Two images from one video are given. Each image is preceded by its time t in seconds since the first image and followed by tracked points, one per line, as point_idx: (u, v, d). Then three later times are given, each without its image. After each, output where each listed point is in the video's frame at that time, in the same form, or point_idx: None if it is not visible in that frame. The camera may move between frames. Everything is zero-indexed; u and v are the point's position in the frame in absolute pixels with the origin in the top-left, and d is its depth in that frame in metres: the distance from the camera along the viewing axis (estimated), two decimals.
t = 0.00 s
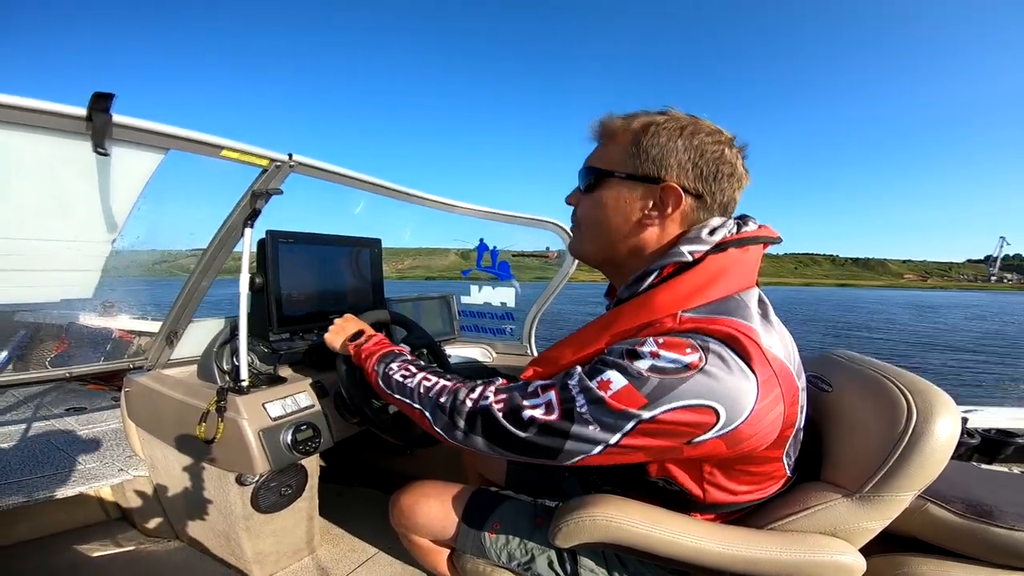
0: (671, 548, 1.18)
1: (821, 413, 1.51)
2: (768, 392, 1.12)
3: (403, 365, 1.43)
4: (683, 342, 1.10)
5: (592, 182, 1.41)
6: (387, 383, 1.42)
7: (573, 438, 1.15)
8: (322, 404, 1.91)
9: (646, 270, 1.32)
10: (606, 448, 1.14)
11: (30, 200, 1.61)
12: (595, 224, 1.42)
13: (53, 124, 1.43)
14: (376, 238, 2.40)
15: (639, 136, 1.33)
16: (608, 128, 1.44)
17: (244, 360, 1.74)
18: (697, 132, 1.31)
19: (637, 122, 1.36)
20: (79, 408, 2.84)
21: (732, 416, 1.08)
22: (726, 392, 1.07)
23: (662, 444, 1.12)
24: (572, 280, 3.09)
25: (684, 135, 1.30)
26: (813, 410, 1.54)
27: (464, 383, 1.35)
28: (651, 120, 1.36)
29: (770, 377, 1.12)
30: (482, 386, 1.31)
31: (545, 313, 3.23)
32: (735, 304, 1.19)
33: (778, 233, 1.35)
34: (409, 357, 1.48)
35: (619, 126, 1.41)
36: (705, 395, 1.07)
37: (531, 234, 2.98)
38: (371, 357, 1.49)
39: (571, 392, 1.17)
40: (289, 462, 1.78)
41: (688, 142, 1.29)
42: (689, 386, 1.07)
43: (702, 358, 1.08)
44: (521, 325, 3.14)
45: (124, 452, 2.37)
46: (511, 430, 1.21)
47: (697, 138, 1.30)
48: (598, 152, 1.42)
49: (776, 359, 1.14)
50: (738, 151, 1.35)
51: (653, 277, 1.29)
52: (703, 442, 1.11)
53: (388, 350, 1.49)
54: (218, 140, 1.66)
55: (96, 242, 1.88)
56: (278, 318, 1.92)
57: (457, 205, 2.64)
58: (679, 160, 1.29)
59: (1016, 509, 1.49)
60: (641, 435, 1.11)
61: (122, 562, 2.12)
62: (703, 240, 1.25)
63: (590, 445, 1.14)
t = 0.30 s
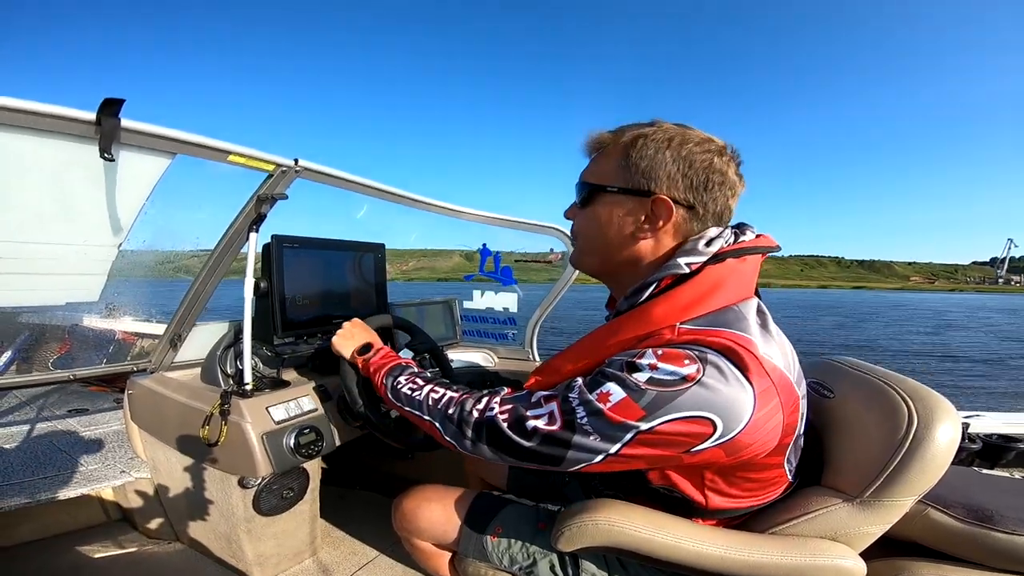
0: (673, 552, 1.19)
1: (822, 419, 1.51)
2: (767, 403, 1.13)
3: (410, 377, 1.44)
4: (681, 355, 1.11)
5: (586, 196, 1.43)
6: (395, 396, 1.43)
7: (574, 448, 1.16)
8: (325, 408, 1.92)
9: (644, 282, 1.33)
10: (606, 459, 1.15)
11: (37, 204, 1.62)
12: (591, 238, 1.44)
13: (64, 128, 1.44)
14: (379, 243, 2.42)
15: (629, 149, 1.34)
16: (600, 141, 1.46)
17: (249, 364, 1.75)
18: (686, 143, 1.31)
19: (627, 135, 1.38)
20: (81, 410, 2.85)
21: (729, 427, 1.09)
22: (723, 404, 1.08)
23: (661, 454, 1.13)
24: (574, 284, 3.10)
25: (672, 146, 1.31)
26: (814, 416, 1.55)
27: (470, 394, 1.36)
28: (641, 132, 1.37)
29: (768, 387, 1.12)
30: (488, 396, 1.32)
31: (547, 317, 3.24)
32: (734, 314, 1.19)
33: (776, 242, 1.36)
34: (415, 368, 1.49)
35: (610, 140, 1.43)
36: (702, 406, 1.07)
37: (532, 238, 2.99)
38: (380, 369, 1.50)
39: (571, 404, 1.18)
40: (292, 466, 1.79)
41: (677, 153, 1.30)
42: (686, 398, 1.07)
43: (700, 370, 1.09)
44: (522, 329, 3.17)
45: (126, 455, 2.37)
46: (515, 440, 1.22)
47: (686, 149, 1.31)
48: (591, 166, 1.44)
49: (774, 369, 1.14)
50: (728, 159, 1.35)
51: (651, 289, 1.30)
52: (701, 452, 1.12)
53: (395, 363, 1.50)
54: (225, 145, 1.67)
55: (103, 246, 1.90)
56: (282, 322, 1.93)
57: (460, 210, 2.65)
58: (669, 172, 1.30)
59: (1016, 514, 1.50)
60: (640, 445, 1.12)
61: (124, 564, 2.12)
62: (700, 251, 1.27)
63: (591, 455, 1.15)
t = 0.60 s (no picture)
0: (671, 554, 1.19)
1: (820, 420, 1.51)
2: (761, 402, 1.13)
3: (406, 375, 1.45)
4: (675, 354, 1.11)
5: (586, 199, 1.43)
6: (391, 394, 1.43)
7: (568, 445, 1.16)
8: (323, 411, 1.92)
9: (642, 284, 1.33)
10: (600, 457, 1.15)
11: (35, 206, 1.62)
12: (590, 241, 1.44)
13: (60, 132, 1.44)
14: (378, 246, 2.42)
15: (629, 152, 1.34)
16: (599, 144, 1.46)
17: (246, 367, 1.75)
18: (686, 146, 1.32)
19: (626, 138, 1.38)
20: (79, 412, 2.84)
21: (723, 426, 1.09)
22: (717, 403, 1.08)
23: (654, 453, 1.13)
24: (573, 285, 3.10)
25: (672, 149, 1.31)
26: (813, 418, 1.55)
27: (465, 391, 1.36)
28: (640, 135, 1.37)
29: (762, 387, 1.12)
30: (483, 394, 1.32)
31: (546, 318, 3.25)
32: (729, 314, 1.19)
33: (774, 244, 1.36)
34: (411, 366, 1.49)
35: (609, 142, 1.43)
36: (696, 405, 1.07)
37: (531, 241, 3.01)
38: (376, 369, 1.50)
39: (566, 401, 1.18)
40: (291, 468, 1.78)
41: (677, 156, 1.31)
42: (680, 397, 1.07)
43: (694, 368, 1.09)
44: (521, 332, 3.18)
45: (124, 457, 2.36)
46: (510, 438, 1.21)
47: (686, 152, 1.31)
48: (590, 169, 1.44)
49: (768, 370, 1.14)
50: (727, 163, 1.36)
51: (649, 291, 1.30)
52: (695, 451, 1.12)
53: (391, 362, 1.50)
54: (223, 147, 1.67)
55: (101, 249, 1.89)
56: (280, 323, 1.93)
57: (458, 212, 2.65)
58: (669, 175, 1.30)
59: (1014, 515, 1.50)
60: (633, 444, 1.12)
61: (122, 567, 2.12)
62: (698, 254, 1.27)
63: (585, 453, 1.15)
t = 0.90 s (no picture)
0: (670, 552, 1.19)
1: (818, 419, 1.52)
2: (755, 399, 1.13)
3: (404, 366, 1.45)
4: (671, 350, 1.11)
5: (594, 195, 1.40)
6: (390, 385, 1.43)
7: (563, 438, 1.16)
8: (323, 408, 1.92)
9: (642, 282, 1.33)
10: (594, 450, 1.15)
11: (34, 202, 1.62)
12: (598, 239, 1.41)
13: (59, 127, 1.44)
14: (377, 243, 2.42)
15: (643, 149, 1.34)
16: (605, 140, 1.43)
17: (245, 363, 1.75)
18: (697, 145, 1.33)
19: (637, 134, 1.37)
20: (77, 409, 2.83)
21: (717, 422, 1.09)
22: (711, 399, 1.08)
23: (647, 447, 1.13)
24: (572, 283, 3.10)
25: (686, 148, 1.32)
26: (811, 417, 1.56)
27: (463, 382, 1.36)
28: (650, 131, 1.36)
29: (757, 383, 1.12)
30: (481, 386, 1.32)
31: (545, 317, 3.25)
32: (726, 312, 1.19)
33: (773, 243, 1.36)
34: (410, 358, 1.50)
35: (617, 138, 1.41)
36: (690, 400, 1.07)
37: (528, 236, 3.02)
38: (374, 362, 1.50)
39: (562, 394, 1.18)
40: (289, 465, 1.78)
41: (690, 154, 1.32)
42: (675, 391, 1.08)
43: (689, 364, 1.09)
44: (520, 329, 3.20)
45: (123, 454, 2.36)
46: (506, 430, 1.22)
47: (698, 151, 1.33)
48: (597, 165, 1.42)
49: (764, 367, 1.15)
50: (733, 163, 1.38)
51: (649, 289, 1.30)
52: (689, 446, 1.12)
53: (390, 354, 1.50)
54: (222, 144, 1.67)
55: (100, 245, 1.89)
56: (280, 321, 1.93)
57: (457, 210, 2.65)
58: (683, 173, 1.31)
59: (1012, 515, 1.50)
60: (628, 438, 1.12)
61: (121, 564, 2.12)
62: (696, 251, 1.27)
63: (580, 446, 1.15)
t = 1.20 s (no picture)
0: (666, 550, 1.19)
1: (814, 417, 1.52)
2: (749, 396, 1.12)
3: (400, 364, 1.44)
4: (666, 347, 1.12)
5: (637, 200, 1.28)
6: (386, 382, 1.43)
7: (558, 436, 1.16)
8: (319, 408, 1.92)
9: (643, 287, 1.33)
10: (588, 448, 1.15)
11: (27, 202, 1.61)
12: (638, 248, 1.31)
13: (52, 127, 1.43)
14: (372, 242, 2.41)
15: (678, 152, 1.31)
16: (631, 138, 1.32)
17: (240, 363, 1.75)
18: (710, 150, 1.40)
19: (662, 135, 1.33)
20: (72, 410, 2.82)
21: (711, 420, 1.08)
22: (704, 397, 1.07)
23: (641, 445, 1.13)
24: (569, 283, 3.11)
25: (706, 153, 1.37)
26: (806, 415, 1.56)
27: (458, 379, 1.36)
28: (672, 132, 1.33)
29: (752, 381, 1.12)
30: (476, 383, 1.32)
31: (542, 315, 3.25)
32: (721, 310, 1.19)
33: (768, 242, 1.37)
34: (405, 355, 1.49)
35: (644, 137, 1.32)
36: (684, 398, 1.07)
37: (524, 236, 3.02)
38: (369, 360, 1.50)
39: (557, 392, 1.18)
40: (285, 466, 1.77)
41: (710, 160, 1.37)
42: (669, 389, 1.07)
43: (684, 361, 1.09)
44: (516, 329, 3.19)
45: (118, 455, 2.35)
46: (501, 427, 1.21)
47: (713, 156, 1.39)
48: (632, 166, 1.29)
49: (758, 365, 1.14)
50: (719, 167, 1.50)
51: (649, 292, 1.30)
52: (683, 444, 1.12)
53: (386, 352, 1.50)
54: (217, 143, 1.66)
55: (94, 245, 1.88)
56: (274, 320, 1.92)
57: (453, 209, 2.65)
58: (708, 178, 1.35)
59: (1007, 512, 1.51)
60: (622, 436, 1.12)
61: (117, 565, 2.11)
62: (699, 251, 1.28)
63: (575, 444, 1.15)
